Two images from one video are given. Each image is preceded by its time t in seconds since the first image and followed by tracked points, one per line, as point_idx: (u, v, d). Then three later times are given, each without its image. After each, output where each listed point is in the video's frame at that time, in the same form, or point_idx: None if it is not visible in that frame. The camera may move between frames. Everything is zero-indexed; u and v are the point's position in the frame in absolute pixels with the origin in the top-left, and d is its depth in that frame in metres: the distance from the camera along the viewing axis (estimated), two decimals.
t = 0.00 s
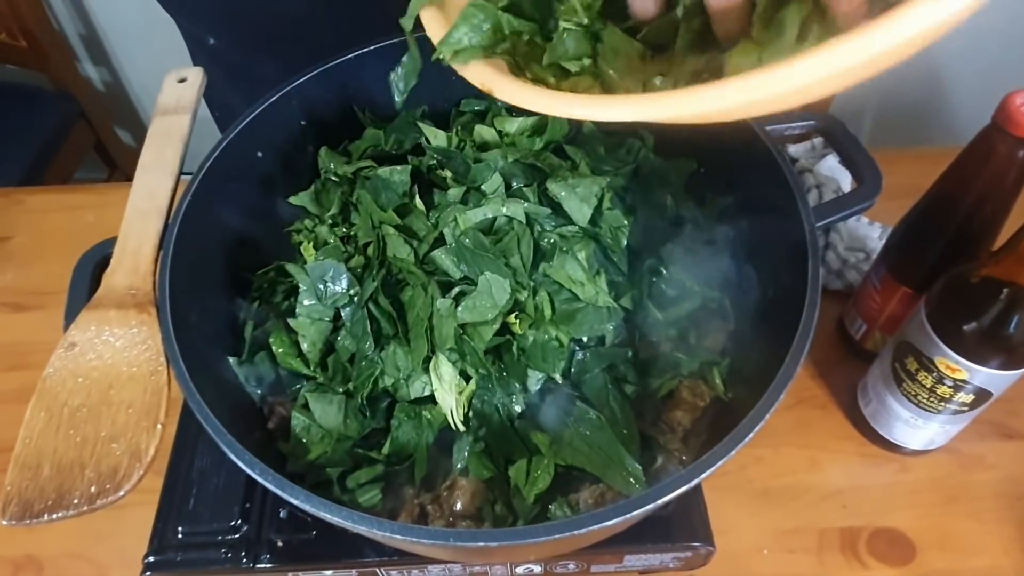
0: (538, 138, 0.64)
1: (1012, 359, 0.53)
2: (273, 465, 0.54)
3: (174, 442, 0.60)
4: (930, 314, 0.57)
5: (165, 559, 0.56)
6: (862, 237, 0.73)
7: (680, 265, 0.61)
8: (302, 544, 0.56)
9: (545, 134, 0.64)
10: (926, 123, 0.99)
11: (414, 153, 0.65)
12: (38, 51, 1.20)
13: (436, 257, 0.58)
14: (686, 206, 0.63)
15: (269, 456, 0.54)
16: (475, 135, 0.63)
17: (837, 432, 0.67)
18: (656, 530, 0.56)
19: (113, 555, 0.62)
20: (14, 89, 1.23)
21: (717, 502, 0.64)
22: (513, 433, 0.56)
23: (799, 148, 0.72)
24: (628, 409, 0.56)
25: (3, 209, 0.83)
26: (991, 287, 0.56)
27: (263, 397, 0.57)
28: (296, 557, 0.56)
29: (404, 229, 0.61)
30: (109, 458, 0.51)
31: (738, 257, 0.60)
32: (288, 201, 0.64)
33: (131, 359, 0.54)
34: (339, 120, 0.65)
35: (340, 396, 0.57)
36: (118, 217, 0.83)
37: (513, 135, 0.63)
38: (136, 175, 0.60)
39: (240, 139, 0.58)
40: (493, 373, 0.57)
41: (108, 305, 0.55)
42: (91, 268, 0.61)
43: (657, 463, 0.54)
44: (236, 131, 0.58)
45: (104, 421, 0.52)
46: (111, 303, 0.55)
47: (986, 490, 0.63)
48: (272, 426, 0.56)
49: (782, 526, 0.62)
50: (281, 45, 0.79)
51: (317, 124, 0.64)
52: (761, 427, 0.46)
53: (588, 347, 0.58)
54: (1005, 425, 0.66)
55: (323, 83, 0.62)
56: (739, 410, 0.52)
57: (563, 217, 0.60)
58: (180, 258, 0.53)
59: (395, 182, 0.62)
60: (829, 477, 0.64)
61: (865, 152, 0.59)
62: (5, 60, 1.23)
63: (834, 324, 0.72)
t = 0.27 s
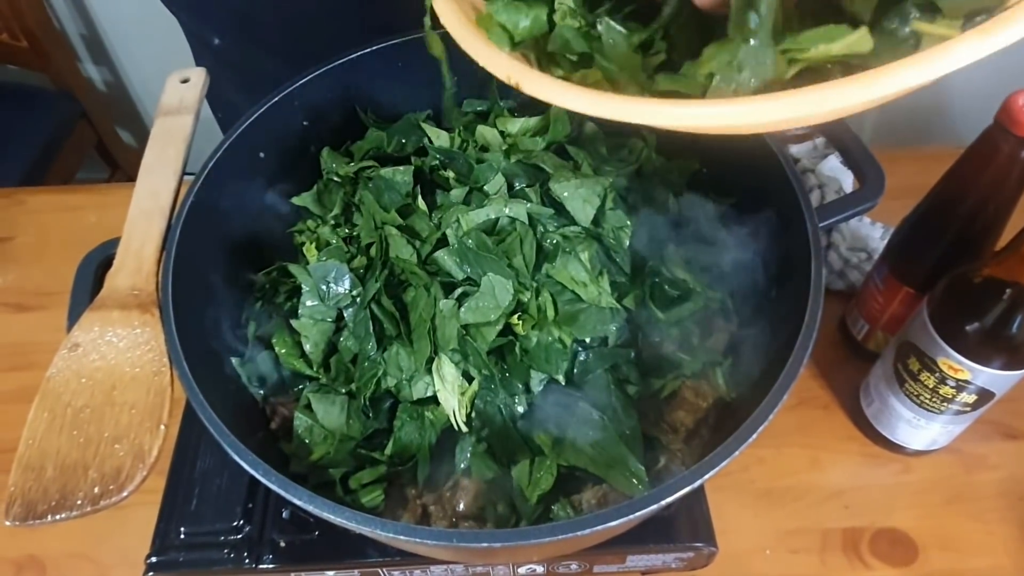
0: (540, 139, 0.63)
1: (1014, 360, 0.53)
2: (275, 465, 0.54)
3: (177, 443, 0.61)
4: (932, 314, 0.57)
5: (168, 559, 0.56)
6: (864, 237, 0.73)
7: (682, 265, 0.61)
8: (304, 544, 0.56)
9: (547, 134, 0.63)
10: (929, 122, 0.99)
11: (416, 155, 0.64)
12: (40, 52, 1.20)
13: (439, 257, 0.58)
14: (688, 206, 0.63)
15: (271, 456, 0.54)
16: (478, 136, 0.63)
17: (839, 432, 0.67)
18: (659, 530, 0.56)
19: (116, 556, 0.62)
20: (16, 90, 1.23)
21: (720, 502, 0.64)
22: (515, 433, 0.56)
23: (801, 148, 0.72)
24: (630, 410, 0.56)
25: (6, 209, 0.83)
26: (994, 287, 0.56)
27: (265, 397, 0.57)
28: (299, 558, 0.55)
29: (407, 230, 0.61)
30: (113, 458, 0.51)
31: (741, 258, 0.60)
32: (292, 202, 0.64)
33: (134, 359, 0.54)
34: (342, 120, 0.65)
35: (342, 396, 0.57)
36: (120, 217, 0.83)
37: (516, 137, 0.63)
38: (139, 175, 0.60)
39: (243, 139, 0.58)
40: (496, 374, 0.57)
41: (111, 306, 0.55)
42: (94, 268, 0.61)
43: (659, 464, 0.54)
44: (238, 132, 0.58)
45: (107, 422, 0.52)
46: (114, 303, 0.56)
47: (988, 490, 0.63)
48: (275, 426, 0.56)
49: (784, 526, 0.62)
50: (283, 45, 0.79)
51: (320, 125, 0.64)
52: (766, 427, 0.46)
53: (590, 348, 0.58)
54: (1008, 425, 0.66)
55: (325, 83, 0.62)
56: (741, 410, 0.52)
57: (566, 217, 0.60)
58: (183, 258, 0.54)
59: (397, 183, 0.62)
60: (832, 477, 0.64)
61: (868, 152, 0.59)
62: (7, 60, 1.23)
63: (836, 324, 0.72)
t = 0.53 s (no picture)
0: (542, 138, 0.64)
1: (1016, 359, 0.53)
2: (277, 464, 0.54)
3: (179, 442, 0.61)
4: (933, 313, 0.57)
5: (170, 557, 0.56)
6: (864, 236, 0.73)
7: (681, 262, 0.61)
8: (305, 543, 0.56)
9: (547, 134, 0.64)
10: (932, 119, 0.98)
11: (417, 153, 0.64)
12: (41, 51, 1.20)
13: (442, 256, 0.58)
14: (689, 205, 0.63)
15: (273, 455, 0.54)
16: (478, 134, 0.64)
17: (840, 432, 0.67)
18: (660, 529, 0.56)
19: (118, 554, 0.62)
20: (17, 89, 1.23)
21: (721, 502, 0.64)
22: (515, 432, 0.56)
23: (802, 147, 0.72)
24: (632, 409, 0.56)
25: (7, 208, 0.83)
26: (994, 286, 0.56)
27: (267, 396, 0.57)
28: (300, 557, 0.55)
29: (410, 229, 0.61)
30: (115, 457, 0.51)
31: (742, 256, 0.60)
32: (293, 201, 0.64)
33: (136, 358, 0.55)
34: (343, 120, 0.65)
35: (343, 395, 0.57)
36: (122, 216, 0.83)
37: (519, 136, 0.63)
38: (141, 174, 0.60)
39: (244, 139, 0.58)
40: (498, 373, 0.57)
41: (113, 305, 0.56)
42: (96, 267, 0.61)
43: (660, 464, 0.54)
44: (239, 132, 0.58)
45: (109, 420, 0.52)
46: (116, 302, 0.56)
47: (989, 490, 0.63)
48: (276, 425, 0.56)
49: (785, 525, 0.62)
50: (284, 44, 0.79)
51: (321, 124, 0.64)
52: (766, 426, 0.46)
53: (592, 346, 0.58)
54: (1009, 424, 0.66)
55: (327, 82, 0.62)
56: (743, 408, 0.52)
57: (567, 217, 0.61)
58: (185, 257, 0.54)
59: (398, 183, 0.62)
60: (832, 476, 0.64)
61: (869, 152, 0.59)
62: (8, 60, 1.23)
63: (837, 324, 0.72)
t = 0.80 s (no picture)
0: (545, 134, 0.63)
1: (1014, 359, 0.54)
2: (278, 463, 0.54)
3: (180, 441, 0.61)
4: (932, 312, 0.57)
5: (171, 557, 0.56)
6: (863, 236, 0.73)
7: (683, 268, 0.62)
8: (306, 542, 0.56)
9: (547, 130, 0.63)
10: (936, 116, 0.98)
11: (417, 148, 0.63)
12: (42, 51, 1.20)
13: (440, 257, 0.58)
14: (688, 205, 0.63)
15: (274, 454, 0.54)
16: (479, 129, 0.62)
17: (839, 431, 0.67)
18: (659, 528, 0.56)
19: (119, 553, 0.62)
20: (17, 89, 1.23)
21: (721, 501, 0.64)
22: (515, 431, 0.56)
23: (801, 147, 0.72)
24: (629, 409, 0.57)
25: (8, 208, 0.83)
26: (993, 286, 0.56)
27: (268, 395, 0.58)
28: (300, 556, 0.56)
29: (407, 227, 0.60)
30: (117, 456, 0.51)
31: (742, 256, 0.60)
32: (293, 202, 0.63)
33: (137, 357, 0.55)
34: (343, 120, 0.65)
35: (344, 394, 0.57)
36: (123, 216, 0.83)
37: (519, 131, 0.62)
38: (143, 174, 0.60)
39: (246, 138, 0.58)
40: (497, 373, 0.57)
41: (115, 304, 0.56)
42: (97, 267, 0.61)
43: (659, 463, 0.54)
44: (239, 133, 0.58)
45: (111, 419, 0.53)
46: (118, 302, 0.56)
47: (987, 489, 0.63)
48: (276, 425, 0.56)
49: (784, 524, 0.62)
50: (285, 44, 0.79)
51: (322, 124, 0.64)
52: (764, 426, 0.46)
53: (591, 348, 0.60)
54: (1007, 424, 0.66)
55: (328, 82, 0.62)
56: (741, 407, 0.53)
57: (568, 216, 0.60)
58: (186, 256, 0.54)
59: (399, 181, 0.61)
60: (832, 476, 0.64)
61: (869, 153, 0.59)
62: (9, 60, 1.23)
63: (836, 323, 0.72)
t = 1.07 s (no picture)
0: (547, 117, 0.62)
1: (1015, 358, 0.54)
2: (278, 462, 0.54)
3: (179, 440, 0.61)
4: (933, 312, 0.57)
5: (171, 556, 0.56)
6: (864, 235, 0.73)
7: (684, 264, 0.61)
8: (306, 541, 0.56)
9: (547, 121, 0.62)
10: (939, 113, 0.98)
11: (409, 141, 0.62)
12: (42, 51, 1.20)
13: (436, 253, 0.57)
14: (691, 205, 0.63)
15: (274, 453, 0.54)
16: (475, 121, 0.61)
17: (839, 430, 0.67)
18: (659, 527, 0.56)
19: (119, 553, 0.62)
20: (17, 89, 1.23)
21: (721, 500, 0.64)
22: (516, 430, 0.56)
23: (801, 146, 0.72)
24: (635, 410, 0.57)
25: (8, 208, 0.83)
26: (993, 285, 0.56)
27: (268, 394, 0.58)
28: (300, 555, 0.56)
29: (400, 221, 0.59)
30: (116, 455, 0.51)
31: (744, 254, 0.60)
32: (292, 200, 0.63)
33: (137, 356, 0.55)
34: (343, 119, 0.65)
35: (345, 394, 0.57)
36: (123, 215, 0.83)
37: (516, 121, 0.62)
38: (142, 173, 0.60)
39: (245, 137, 0.58)
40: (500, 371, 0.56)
41: (115, 303, 0.56)
42: (97, 266, 0.61)
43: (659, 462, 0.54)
44: (240, 131, 0.58)
45: (110, 418, 0.53)
46: (118, 301, 0.56)
47: (989, 488, 0.63)
48: (277, 424, 0.57)
49: (785, 524, 0.62)
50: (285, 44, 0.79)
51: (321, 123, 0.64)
52: (764, 425, 0.46)
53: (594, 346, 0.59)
54: (1008, 423, 0.66)
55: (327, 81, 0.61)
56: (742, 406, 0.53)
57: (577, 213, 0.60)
58: (186, 255, 0.54)
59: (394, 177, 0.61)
60: (833, 475, 0.64)
61: (869, 152, 0.59)
62: (9, 59, 1.23)
63: (836, 322, 0.72)
